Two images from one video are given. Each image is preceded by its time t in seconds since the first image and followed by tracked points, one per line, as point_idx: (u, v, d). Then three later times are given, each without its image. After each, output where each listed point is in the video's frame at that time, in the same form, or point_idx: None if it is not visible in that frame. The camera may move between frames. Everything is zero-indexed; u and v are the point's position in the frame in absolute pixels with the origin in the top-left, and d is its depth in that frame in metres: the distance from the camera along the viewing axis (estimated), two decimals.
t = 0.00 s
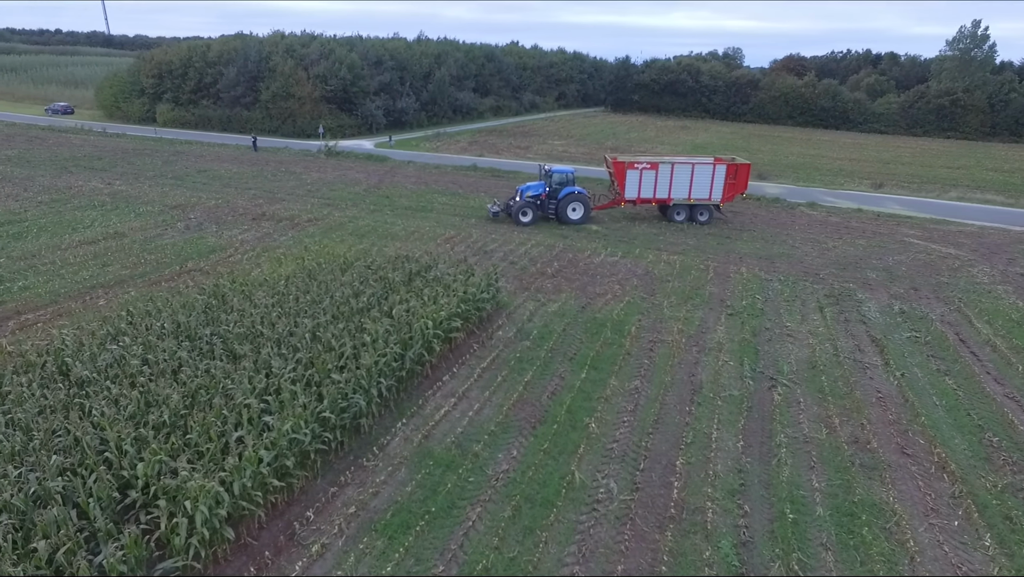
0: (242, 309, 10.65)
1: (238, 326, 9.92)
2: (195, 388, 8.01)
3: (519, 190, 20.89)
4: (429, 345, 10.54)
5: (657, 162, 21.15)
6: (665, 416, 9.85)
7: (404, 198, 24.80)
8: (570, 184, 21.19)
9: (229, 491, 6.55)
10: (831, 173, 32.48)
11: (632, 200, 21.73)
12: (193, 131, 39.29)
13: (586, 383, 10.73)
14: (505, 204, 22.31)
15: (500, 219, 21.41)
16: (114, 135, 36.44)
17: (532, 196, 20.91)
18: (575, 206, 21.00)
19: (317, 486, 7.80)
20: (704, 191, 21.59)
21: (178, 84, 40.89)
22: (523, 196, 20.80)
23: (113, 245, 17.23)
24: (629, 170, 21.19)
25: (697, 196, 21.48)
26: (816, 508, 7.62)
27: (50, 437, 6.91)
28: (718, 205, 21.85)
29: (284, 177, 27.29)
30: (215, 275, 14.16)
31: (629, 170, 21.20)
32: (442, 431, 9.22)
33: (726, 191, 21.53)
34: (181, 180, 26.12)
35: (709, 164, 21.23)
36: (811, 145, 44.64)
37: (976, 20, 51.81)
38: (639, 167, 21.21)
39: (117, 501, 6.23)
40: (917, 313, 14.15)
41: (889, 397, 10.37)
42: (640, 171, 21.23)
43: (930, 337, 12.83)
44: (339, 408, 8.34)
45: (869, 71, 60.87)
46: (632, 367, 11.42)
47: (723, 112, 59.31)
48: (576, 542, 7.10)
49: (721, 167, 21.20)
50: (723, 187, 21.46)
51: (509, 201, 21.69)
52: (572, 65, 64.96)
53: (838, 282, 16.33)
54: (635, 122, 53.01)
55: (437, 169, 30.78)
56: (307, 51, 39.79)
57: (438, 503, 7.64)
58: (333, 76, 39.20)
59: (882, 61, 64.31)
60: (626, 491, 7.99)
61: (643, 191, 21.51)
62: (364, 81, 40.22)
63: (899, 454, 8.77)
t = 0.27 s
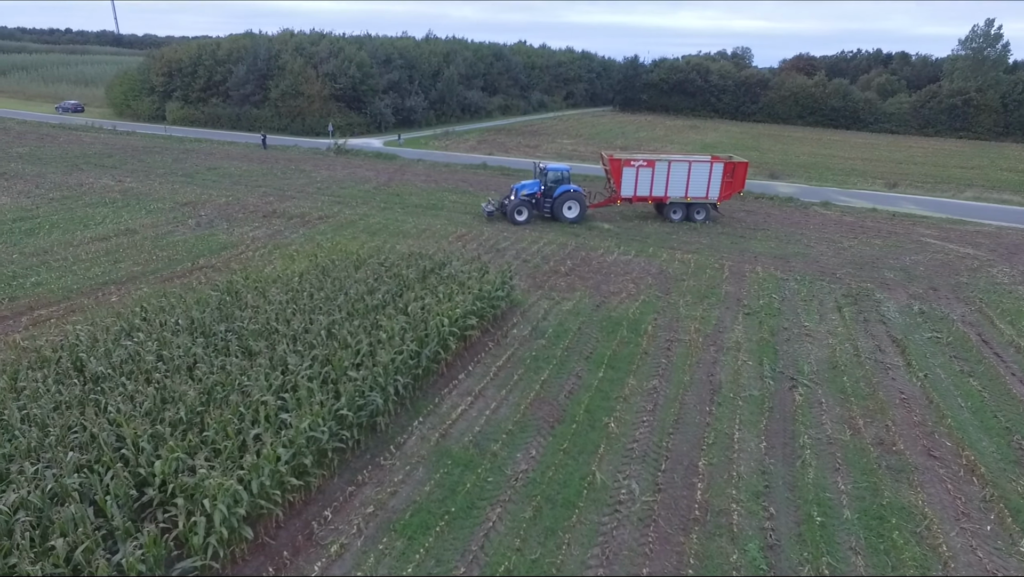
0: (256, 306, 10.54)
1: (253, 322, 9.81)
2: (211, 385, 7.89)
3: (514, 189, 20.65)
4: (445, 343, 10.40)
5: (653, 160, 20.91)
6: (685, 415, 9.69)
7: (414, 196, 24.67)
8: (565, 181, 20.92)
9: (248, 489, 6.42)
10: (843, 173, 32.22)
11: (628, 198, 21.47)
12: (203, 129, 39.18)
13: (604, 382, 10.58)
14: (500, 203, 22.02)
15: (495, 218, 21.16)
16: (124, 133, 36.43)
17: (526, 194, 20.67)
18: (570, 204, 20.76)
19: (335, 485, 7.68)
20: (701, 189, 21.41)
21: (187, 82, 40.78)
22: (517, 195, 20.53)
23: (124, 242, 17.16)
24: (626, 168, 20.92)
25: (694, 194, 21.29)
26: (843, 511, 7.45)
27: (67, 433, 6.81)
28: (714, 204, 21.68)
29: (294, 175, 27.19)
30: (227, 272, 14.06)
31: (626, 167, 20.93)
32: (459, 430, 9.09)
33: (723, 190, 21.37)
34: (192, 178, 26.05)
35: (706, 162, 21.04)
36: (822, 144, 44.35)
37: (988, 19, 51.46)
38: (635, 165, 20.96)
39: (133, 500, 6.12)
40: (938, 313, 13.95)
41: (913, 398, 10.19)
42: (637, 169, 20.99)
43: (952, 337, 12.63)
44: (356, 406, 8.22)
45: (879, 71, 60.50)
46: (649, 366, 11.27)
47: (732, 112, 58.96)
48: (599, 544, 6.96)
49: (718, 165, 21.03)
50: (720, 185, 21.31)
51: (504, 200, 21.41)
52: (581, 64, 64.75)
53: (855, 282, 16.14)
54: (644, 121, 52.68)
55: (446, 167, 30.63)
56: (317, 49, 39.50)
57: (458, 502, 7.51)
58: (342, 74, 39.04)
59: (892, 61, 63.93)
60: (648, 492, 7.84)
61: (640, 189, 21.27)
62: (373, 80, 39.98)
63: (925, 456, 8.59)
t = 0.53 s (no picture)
0: (271, 305, 10.45)
1: (269, 321, 9.68)
2: (231, 384, 7.77)
3: (508, 187, 20.38)
4: (463, 342, 10.27)
5: (648, 159, 20.80)
6: (707, 417, 9.56)
7: (424, 194, 24.55)
8: (560, 181, 20.67)
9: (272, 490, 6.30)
10: (853, 173, 32.05)
11: (623, 198, 21.33)
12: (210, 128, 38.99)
13: (624, 382, 10.45)
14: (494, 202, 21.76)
15: (489, 217, 20.89)
16: (131, 132, 36.34)
17: (521, 194, 20.40)
18: (565, 204, 20.54)
19: (356, 486, 7.56)
20: (696, 188, 21.32)
21: (194, 81, 40.69)
22: (512, 194, 20.28)
23: (134, 240, 17.07)
24: (621, 167, 20.81)
25: (690, 193, 21.18)
26: (875, 514, 7.31)
27: (86, 433, 6.68)
28: (710, 203, 21.61)
29: (302, 174, 27.06)
30: (240, 270, 13.95)
31: (621, 167, 20.82)
32: (480, 430, 8.97)
33: (719, 188, 21.29)
34: (200, 177, 25.93)
35: (702, 161, 20.96)
36: (831, 144, 44.16)
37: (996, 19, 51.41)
38: (631, 164, 20.84)
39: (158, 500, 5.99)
40: (957, 313, 13.79)
41: (938, 399, 10.05)
42: (632, 168, 20.88)
43: (974, 338, 12.48)
44: (376, 405, 8.09)
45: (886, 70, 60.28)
46: (668, 366, 11.14)
47: (739, 111, 58.72)
48: (627, 548, 6.83)
49: (714, 164, 20.95)
50: (716, 184, 21.22)
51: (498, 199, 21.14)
52: (586, 63, 64.59)
53: (872, 282, 16.00)
54: (651, 121, 52.44)
55: (454, 166, 30.48)
56: (324, 48, 39.25)
57: (482, 505, 7.39)
58: (349, 72, 38.78)
59: (899, 61, 63.77)
60: (674, 495, 7.71)
61: (635, 188, 21.15)
62: (379, 78, 39.67)
63: (955, 459, 8.45)
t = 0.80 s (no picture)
0: (290, 303, 10.33)
1: (289, 320, 9.56)
2: (255, 384, 7.65)
3: (505, 186, 20.12)
4: (485, 341, 10.14)
5: (645, 157, 20.51)
6: (733, 418, 9.42)
7: (434, 193, 24.43)
8: (558, 180, 20.41)
9: (303, 492, 6.18)
10: (864, 172, 31.86)
11: (620, 197, 21.01)
12: (217, 127, 38.84)
13: (647, 383, 10.31)
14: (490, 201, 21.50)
15: (486, 216, 20.61)
16: (138, 131, 36.25)
17: (518, 193, 20.14)
18: (562, 203, 20.27)
19: (383, 488, 7.44)
20: (693, 187, 21.14)
21: (201, 80, 40.62)
22: (508, 193, 20.02)
23: (146, 238, 16.98)
24: (618, 166, 20.51)
25: (688, 192, 20.93)
26: (912, 518, 7.18)
27: (112, 434, 6.56)
28: (707, 202, 21.40)
29: (311, 172, 26.94)
30: (255, 268, 13.84)
31: (618, 166, 20.51)
32: (505, 431, 8.85)
33: (716, 187, 21.09)
34: (209, 175, 25.82)
35: (699, 160, 20.73)
36: (839, 144, 43.96)
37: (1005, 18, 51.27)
38: (628, 163, 20.53)
39: (189, 503, 5.89)
40: (980, 313, 13.64)
41: (967, 401, 9.91)
42: (629, 167, 20.58)
43: (999, 338, 12.33)
44: (402, 406, 7.97)
45: (894, 70, 60.06)
46: (691, 366, 11.00)
47: (745, 111, 58.34)
48: (663, 552, 6.70)
49: (711, 162, 20.74)
50: (713, 183, 21.04)
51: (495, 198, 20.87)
52: (592, 63, 64.42)
53: (892, 282, 15.84)
54: (658, 120, 52.22)
55: (463, 165, 30.32)
56: (331, 47, 39.02)
57: (512, 507, 7.26)
58: (356, 71, 38.49)
59: (906, 61, 63.56)
60: (706, 497, 7.58)
61: (632, 188, 20.86)
62: (386, 77, 39.36)
63: (990, 462, 8.31)
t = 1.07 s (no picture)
0: (314, 303, 10.18)
1: (315, 319, 9.42)
2: (287, 384, 7.52)
3: (502, 186, 19.89)
4: (512, 341, 9.99)
5: (645, 156, 20.39)
6: (766, 419, 9.29)
7: (446, 192, 24.31)
8: (556, 179, 20.22)
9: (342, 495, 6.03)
10: (875, 172, 31.72)
11: (619, 196, 20.87)
12: (224, 125, 38.73)
13: (676, 383, 10.19)
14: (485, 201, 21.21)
15: (483, 216, 20.36)
16: (146, 130, 36.17)
17: (515, 192, 19.92)
18: (561, 203, 20.06)
19: (417, 491, 7.31)
20: (693, 186, 21.00)
21: (208, 78, 40.54)
22: (506, 192, 19.74)
23: (159, 236, 16.89)
24: (617, 165, 20.39)
25: (688, 191, 20.79)
26: (958, 524, 7.05)
27: (144, 436, 6.43)
28: (707, 201, 21.26)
29: (321, 171, 26.82)
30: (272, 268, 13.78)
31: (617, 164, 20.39)
32: (535, 433, 8.72)
33: (716, 186, 20.95)
34: (219, 174, 25.71)
35: (699, 159, 20.60)
36: (848, 143, 43.79)
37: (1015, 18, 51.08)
38: (627, 161, 20.41)
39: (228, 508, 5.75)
40: (1005, 314, 13.51)
41: (1001, 403, 9.77)
42: (628, 166, 20.45)
43: None
44: (435, 407, 7.83)
45: (901, 69, 59.88)
46: (718, 367, 10.88)
47: (752, 111, 58.04)
48: (706, 557, 6.56)
49: (711, 161, 20.60)
50: (713, 182, 20.91)
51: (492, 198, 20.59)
52: (598, 62, 64.22)
53: (914, 282, 15.69)
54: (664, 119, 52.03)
55: (472, 163, 30.18)
56: (339, 45, 38.69)
57: (549, 510, 7.14)
58: (365, 70, 38.21)
59: (913, 60, 63.35)
60: (745, 501, 7.45)
61: (631, 187, 20.72)
62: (394, 76, 38.96)
63: None
